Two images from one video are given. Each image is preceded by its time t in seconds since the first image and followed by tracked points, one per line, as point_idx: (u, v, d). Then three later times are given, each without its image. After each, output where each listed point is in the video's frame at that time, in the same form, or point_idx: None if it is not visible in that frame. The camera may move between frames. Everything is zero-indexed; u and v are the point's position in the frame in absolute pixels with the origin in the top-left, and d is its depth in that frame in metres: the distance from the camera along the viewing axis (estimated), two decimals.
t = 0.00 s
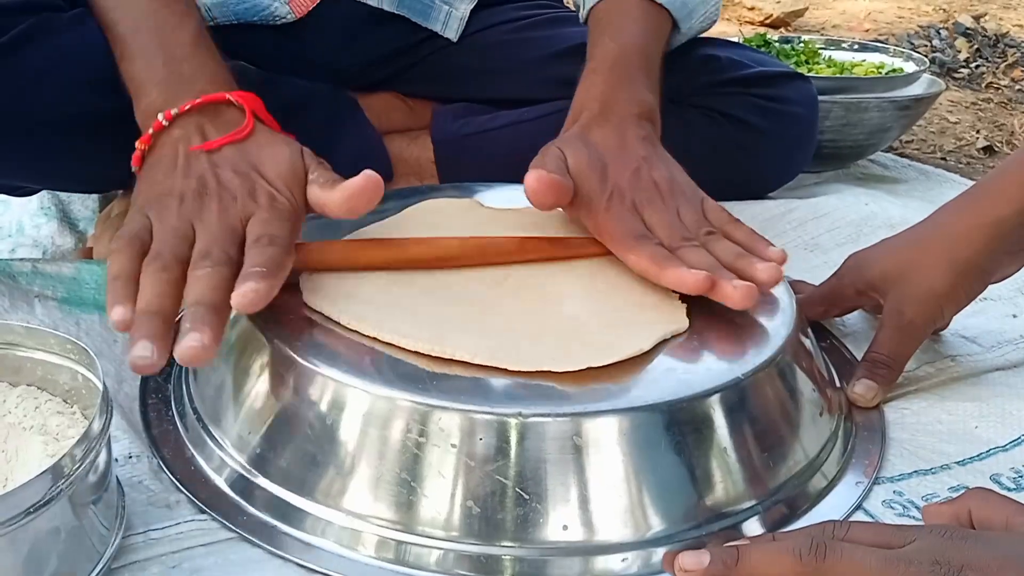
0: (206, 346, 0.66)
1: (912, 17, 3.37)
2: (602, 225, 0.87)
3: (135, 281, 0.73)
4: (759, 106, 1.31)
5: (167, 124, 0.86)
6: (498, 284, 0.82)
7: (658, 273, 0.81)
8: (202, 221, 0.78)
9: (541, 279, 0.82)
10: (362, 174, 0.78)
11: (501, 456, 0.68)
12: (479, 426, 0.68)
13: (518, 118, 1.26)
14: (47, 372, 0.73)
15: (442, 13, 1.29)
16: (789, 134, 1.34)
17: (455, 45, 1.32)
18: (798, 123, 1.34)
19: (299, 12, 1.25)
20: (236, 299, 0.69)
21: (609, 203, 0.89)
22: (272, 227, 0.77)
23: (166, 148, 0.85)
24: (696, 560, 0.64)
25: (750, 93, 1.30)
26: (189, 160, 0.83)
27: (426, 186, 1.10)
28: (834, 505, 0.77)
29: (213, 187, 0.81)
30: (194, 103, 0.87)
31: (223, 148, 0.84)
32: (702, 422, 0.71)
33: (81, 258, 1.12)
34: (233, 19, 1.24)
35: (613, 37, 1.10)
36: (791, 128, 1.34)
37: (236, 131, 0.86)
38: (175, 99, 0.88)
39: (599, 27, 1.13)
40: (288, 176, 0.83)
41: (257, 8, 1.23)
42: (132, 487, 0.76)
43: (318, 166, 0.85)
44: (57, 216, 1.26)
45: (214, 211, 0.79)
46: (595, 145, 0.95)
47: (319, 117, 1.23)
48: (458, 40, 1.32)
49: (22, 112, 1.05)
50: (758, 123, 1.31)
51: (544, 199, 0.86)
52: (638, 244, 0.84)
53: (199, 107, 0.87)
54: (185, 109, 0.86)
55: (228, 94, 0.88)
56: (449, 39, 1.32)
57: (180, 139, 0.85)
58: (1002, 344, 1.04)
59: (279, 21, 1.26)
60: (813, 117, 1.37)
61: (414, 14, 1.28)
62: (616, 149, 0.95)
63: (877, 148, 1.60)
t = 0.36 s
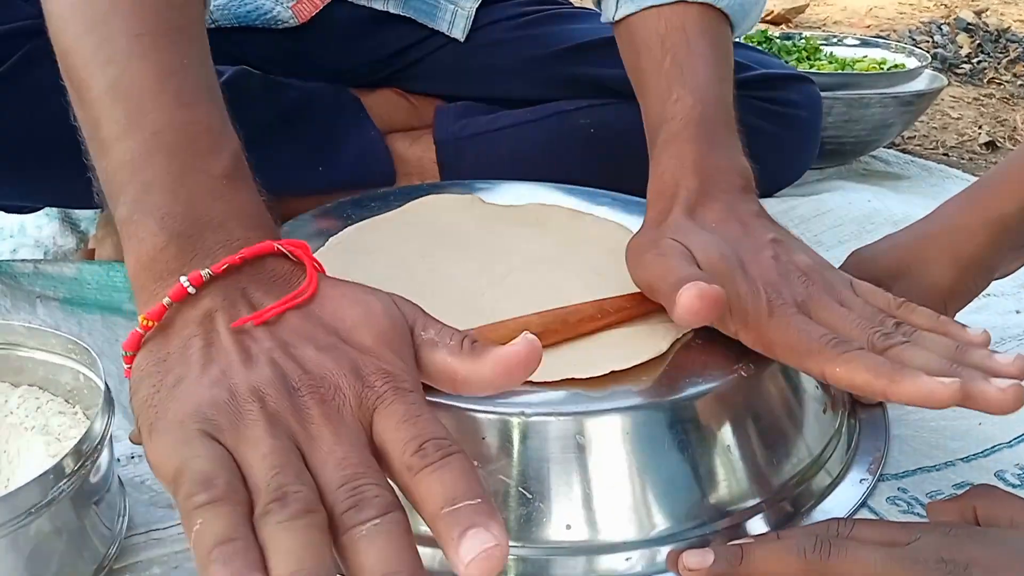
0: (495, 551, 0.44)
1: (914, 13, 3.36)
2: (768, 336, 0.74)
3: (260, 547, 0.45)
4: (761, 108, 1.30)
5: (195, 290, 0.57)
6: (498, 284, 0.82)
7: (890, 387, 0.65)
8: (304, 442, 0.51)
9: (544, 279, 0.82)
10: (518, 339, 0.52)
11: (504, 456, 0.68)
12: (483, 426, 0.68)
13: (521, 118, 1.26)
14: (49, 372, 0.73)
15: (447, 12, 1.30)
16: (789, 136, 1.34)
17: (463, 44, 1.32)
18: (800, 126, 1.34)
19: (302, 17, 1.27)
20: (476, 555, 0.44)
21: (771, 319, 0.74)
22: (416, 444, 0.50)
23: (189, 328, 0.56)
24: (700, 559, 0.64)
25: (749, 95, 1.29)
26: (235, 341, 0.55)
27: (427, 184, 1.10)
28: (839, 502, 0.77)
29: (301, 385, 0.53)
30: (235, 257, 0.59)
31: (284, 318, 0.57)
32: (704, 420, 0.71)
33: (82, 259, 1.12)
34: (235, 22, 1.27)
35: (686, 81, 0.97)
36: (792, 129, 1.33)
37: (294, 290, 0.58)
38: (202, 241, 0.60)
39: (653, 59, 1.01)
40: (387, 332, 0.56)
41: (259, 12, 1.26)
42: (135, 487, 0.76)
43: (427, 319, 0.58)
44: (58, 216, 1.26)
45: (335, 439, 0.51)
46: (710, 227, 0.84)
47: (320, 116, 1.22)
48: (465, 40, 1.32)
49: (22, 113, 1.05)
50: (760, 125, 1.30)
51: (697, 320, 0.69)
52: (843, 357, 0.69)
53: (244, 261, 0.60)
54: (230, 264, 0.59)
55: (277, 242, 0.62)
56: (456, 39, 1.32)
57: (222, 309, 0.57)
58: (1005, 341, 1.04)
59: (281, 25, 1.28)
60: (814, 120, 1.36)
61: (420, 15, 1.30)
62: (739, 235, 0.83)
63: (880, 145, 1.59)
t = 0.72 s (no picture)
0: (181, 318, 0.71)
1: (912, 10, 3.35)
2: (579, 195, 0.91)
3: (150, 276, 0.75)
4: (757, 91, 1.30)
5: (172, 91, 0.91)
6: (494, 274, 0.81)
7: (620, 229, 0.85)
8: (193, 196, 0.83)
9: (540, 270, 0.82)
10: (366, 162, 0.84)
11: (498, 445, 0.67)
12: (475, 414, 0.67)
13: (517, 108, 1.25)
14: (38, 360, 0.72)
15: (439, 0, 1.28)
16: (790, 120, 1.33)
17: (453, 32, 1.31)
18: (801, 109, 1.33)
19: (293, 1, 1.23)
20: (223, 283, 0.73)
21: (590, 176, 0.93)
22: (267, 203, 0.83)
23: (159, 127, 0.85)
24: (695, 548, 0.63)
25: (747, 78, 1.30)
26: (191, 132, 0.88)
27: (422, 175, 1.09)
28: (835, 493, 0.77)
29: (196, 161, 0.86)
30: (203, 74, 0.92)
31: (225, 121, 0.90)
32: (701, 409, 0.71)
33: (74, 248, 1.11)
34: (225, 6, 1.24)
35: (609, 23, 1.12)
36: (795, 110, 1.33)
37: (237, 104, 0.91)
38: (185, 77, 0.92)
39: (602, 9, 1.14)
40: (286, 155, 0.89)
41: None
42: (124, 476, 0.75)
43: (319, 151, 0.91)
44: (51, 206, 1.25)
45: (210, 198, 0.83)
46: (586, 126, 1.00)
47: (316, 106, 1.21)
48: (454, 28, 1.31)
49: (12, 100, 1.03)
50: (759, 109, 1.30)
51: (527, 172, 0.91)
52: (607, 205, 0.88)
53: (199, 79, 0.92)
54: (189, 79, 0.91)
55: (235, 66, 0.94)
56: (447, 28, 1.31)
57: (183, 107, 0.90)
58: (1003, 334, 1.03)
59: (273, 9, 1.24)
60: (813, 104, 1.35)
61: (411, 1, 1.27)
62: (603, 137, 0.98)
63: (877, 139, 1.58)
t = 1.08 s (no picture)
0: (250, 321, 0.60)
1: None
2: (607, 179, 0.88)
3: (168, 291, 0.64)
4: (759, 79, 1.29)
5: (171, 123, 0.77)
6: (494, 257, 0.80)
7: (663, 219, 0.83)
8: (216, 208, 0.71)
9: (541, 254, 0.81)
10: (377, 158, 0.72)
11: (500, 428, 0.66)
12: (477, 396, 0.66)
13: (516, 93, 1.24)
14: (35, 343, 0.71)
15: None
16: (792, 109, 1.33)
17: (454, 19, 1.30)
18: (802, 98, 1.33)
19: None
20: (276, 278, 0.63)
21: (614, 161, 0.90)
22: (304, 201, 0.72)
23: (170, 144, 0.76)
24: (699, 531, 0.63)
25: (748, 67, 1.29)
26: (193, 152, 0.75)
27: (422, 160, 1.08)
28: (838, 476, 0.76)
29: (222, 188, 0.72)
30: (199, 98, 0.78)
31: (231, 140, 0.76)
32: (704, 392, 0.70)
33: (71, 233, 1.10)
34: None
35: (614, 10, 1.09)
36: (795, 99, 1.32)
37: (246, 121, 0.77)
38: (183, 84, 0.79)
39: None
40: (300, 159, 0.75)
41: None
42: (123, 460, 0.74)
43: (333, 152, 0.77)
44: (47, 192, 1.25)
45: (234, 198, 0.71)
46: (599, 105, 0.97)
47: (314, 92, 1.21)
48: (457, 15, 1.30)
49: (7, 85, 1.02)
50: (759, 97, 1.29)
51: (548, 152, 0.87)
52: (640, 193, 0.86)
53: (206, 101, 0.78)
54: (195, 103, 0.77)
55: (232, 86, 0.79)
56: (448, 14, 1.30)
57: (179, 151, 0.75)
58: (1006, 317, 1.03)
59: None
60: (814, 93, 1.35)
61: None
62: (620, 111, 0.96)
63: (878, 124, 1.58)
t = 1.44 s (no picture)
0: None
1: None
2: (823, 293, 0.76)
3: (351, 563, 0.42)
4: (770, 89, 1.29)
5: (287, 266, 0.53)
6: (501, 262, 0.81)
7: (949, 341, 0.68)
8: (401, 436, 0.47)
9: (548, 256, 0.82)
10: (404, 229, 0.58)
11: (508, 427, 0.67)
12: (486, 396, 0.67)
13: (524, 96, 1.25)
14: (49, 342, 0.72)
15: None
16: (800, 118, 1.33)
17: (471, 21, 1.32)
18: (809, 108, 1.33)
19: None
20: (539, 489, 0.42)
21: (824, 275, 0.76)
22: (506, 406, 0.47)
23: (285, 303, 0.52)
24: (707, 531, 0.63)
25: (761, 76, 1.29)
26: (331, 321, 0.51)
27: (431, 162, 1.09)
28: (846, 476, 0.76)
29: (399, 368, 0.48)
30: (337, 226, 0.55)
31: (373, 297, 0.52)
32: (712, 392, 0.70)
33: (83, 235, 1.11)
34: None
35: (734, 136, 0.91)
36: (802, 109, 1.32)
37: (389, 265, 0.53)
38: (295, 211, 0.55)
39: (689, 47, 1.00)
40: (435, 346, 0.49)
41: None
42: (136, 459, 0.75)
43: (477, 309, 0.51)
44: (60, 194, 1.26)
45: (422, 425, 0.47)
46: (762, 194, 0.86)
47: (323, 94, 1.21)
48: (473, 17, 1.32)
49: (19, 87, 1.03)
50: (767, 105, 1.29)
51: (756, 273, 0.70)
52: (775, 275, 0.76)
53: (337, 236, 0.55)
54: (323, 240, 0.54)
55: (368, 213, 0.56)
56: (465, 17, 1.32)
57: (301, 295, 0.53)
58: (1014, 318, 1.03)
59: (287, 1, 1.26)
60: (824, 103, 1.35)
61: None
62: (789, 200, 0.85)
63: (887, 125, 1.58)
